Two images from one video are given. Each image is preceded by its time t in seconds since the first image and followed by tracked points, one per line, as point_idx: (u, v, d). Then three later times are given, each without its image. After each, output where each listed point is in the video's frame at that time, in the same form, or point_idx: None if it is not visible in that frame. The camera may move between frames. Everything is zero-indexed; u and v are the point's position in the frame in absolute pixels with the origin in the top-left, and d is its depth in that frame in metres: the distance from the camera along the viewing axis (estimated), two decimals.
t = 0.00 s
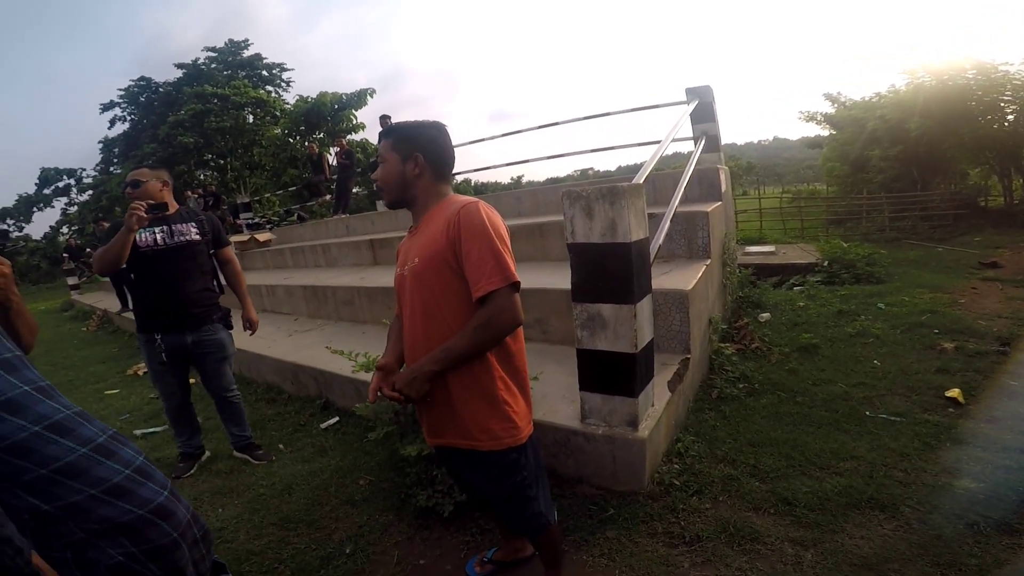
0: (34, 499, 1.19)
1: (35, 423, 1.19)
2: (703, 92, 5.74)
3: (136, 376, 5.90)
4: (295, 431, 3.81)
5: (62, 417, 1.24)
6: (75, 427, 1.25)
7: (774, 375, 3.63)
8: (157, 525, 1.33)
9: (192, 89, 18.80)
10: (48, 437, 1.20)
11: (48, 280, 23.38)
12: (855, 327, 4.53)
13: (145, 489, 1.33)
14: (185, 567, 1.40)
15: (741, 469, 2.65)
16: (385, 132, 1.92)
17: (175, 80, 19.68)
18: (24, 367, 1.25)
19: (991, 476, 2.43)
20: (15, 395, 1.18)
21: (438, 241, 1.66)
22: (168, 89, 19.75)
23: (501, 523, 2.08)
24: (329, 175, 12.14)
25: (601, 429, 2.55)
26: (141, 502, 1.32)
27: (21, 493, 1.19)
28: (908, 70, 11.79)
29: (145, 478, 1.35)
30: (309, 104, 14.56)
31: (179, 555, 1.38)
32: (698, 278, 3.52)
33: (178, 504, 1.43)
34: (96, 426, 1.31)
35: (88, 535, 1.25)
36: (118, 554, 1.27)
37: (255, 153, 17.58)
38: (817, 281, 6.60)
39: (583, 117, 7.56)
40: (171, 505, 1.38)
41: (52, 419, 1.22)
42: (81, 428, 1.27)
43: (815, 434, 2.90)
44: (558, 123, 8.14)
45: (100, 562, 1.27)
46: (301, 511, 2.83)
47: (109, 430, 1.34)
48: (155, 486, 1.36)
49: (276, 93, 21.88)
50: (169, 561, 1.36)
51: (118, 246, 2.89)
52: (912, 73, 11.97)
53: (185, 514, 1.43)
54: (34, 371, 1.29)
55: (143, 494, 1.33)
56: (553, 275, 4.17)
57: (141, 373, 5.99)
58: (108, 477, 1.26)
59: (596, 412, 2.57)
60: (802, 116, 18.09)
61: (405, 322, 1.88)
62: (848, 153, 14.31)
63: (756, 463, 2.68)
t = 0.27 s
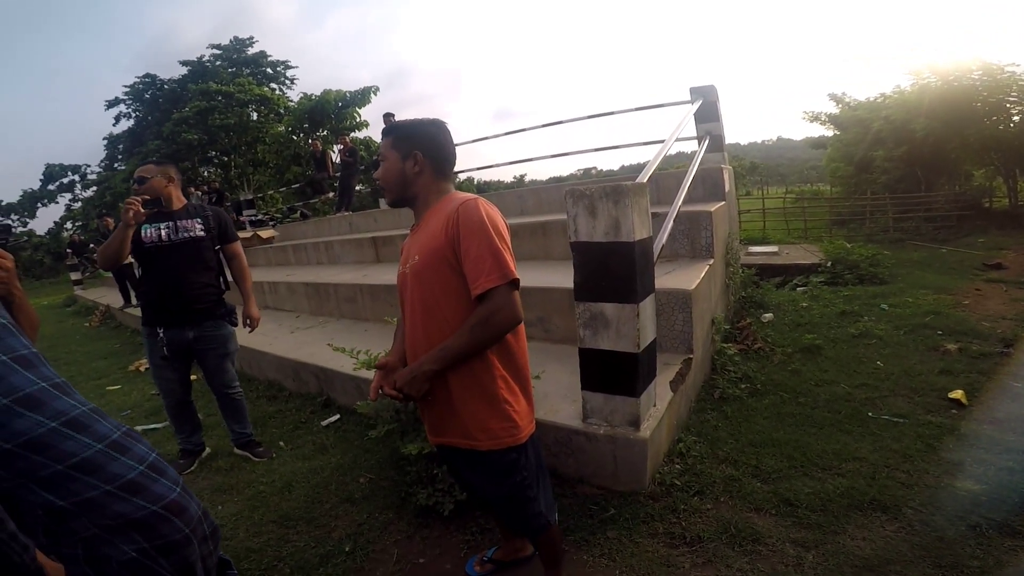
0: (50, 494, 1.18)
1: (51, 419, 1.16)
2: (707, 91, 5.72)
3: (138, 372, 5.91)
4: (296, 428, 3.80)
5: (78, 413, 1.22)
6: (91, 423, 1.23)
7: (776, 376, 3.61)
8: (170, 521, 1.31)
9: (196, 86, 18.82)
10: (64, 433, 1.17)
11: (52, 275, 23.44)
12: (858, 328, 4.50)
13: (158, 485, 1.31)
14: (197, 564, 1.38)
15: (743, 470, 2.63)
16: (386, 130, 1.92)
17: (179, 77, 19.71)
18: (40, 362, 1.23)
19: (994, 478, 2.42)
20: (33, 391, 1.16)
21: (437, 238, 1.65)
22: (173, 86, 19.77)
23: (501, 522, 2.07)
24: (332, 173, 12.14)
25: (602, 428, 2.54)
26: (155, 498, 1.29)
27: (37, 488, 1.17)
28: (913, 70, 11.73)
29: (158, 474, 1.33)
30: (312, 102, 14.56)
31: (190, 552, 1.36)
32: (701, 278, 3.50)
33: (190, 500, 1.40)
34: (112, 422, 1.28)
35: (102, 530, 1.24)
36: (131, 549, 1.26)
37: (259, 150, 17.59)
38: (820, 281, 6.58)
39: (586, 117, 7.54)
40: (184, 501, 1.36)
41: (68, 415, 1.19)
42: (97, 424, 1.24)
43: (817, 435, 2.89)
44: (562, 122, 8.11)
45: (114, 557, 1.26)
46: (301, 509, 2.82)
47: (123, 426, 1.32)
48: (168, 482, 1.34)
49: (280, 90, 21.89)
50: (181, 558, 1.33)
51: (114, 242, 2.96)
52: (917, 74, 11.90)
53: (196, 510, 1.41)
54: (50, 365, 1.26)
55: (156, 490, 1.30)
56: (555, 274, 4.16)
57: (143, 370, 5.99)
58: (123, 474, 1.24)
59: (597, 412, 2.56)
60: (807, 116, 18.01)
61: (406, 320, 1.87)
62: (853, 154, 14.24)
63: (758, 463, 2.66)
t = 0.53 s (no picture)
0: (48, 486, 1.16)
1: (53, 410, 1.14)
2: (712, 92, 5.70)
3: (140, 367, 5.91)
4: (295, 425, 3.80)
5: (79, 406, 1.19)
6: (92, 414, 1.20)
7: (778, 379, 3.60)
8: (166, 515, 1.27)
9: (201, 82, 18.85)
10: (64, 424, 1.15)
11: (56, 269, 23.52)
12: (860, 331, 4.48)
13: (157, 478, 1.27)
14: (194, 561, 1.34)
15: (744, 472, 2.62)
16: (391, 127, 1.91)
17: (185, 73, 19.74)
18: (44, 353, 1.21)
19: (996, 482, 2.40)
20: (35, 381, 1.14)
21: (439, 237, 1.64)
22: (178, 82, 19.81)
23: (499, 522, 2.07)
24: (336, 170, 12.15)
25: (602, 429, 2.53)
26: (153, 492, 1.26)
27: (35, 479, 1.15)
28: (920, 73, 11.68)
29: (158, 468, 1.30)
30: (317, 99, 14.57)
31: (188, 549, 1.32)
32: (703, 279, 3.49)
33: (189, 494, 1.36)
34: (114, 415, 1.26)
35: (99, 523, 1.21)
36: (127, 543, 1.23)
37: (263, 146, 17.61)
38: (823, 284, 6.55)
39: (591, 117, 7.53)
40: (182, 496, 1.32)
41: (70, 406, 1.17)
42: (98, 417, 1.22)
43: (818, 438, 2.87)
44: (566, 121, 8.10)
45: (109, 551, 1.23)
46: (299, 506, 2.82)
47: (124, 419, 1.29)
48: (168, 476, 1.30)
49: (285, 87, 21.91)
50: (178, 553, 1.29)
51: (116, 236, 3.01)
52: (923, 77, 11.85)
53: (195, 505, 1.37)
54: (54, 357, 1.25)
55: (154, 484, 1.27)
56: (557, 274, 4.15)
57: (144, 365, 6.00)
58: (121, 467, 1.21)
59: (597, 412, 2.55)
60: (812, 119, 17.95)
61: (407, 318, 1.86)
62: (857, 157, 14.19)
63: (758, 466, 2.65)
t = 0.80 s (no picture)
0: (34, 485, 1.16)
1: (40, 408, 1.13)
2: (714, 94, 5.69)
3: (140, 366, 5.92)
4: (295, 424, 3.80)
5: (67, 403, 1.19)
6: (79, 413, 1.20)
7: (778, 380, 3.59)
8: (153, 515, 1.26)
9: (203, 81, 18.86)
10: (52, 423, 1.15)
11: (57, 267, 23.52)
12: (861, 333, 4.48)
13: (144, 478, 1.27)
14: (182, 561, 1.33)
15: (744, 473, 2.61)
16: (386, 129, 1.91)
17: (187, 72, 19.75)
18: (34, 350, 1.21)
19: (997, 483, 2.39)
20: (23, 379, 1.13)
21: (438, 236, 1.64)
22: (180, 80, 19.82)
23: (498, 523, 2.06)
24: (337, 169, 12.15)
25: (602, 430, 2.53)
26: (140, 491, 1.25)
27: (20, 478, 1.15)
28: (922, 75, 11.67)
29: (146, 467, 1.29)
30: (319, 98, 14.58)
31: (175, 548, 1.31)
32: (704, 280, 3.49)
33: (177, 493, 1.35)
34: (103, 413, 1.26)
35: (84, 523, 1.20)
36: (112, 543, 1.22)
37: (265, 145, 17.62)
38: (824, 286, 6.55)
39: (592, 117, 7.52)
40: (170, 496, 1.31)
41: (58, 405, 1.17)
42: (86, 415, 1.21)
43: (818, 439, 2.87)
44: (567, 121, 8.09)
45: (95, 551, 1.22)
46: (298, 506, 2.81)
47: (113, 417, 1.29)
48: (155, 476, 1.30)
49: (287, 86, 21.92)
50: (165, 554, 1.29)
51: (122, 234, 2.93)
52: (925, 79, 11.84)
53: (183, 504, 1.36)
54: (44, 354, 1.24)
55: (141, 483, 1.27)
56: (557, 274, 4.14)
57: (144, 363, 6.00)
58: (108, 466, 1.21)
59: (598, 413, 2.54)
60: (813, 120, 17.94)
61: (408, 318, 1.86)
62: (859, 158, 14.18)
63: (758, 467, 2.64)
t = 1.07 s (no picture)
0: (15, 488, 1.16)
1: (18, 412, 1.14)
2: (713, 94, 5.69)
3: (140, 369, 5.91)
4: (295, 427, 3.79)
5: (47, 407, 1.18)
6: (60, 417, 1.19)
7: (780, 381, 3.58)
8: (135, 519, 1.25)
9: (203, 84, 18.89)
10: (30, 427, 1.15)
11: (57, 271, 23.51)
12: (862, 333, 4.47)
13: (127, 482, 1.25)
14: (169, 565, 1.32)
15: (746, 475, 2.60)
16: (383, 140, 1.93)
17: (187, 75, 19.78)
18: (19, 354, 1.21)
19: (1000, 483, 2.38)
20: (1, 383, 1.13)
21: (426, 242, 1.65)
22: (181, 83, 19.85)
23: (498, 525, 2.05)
24: (337, 171, 12.16)
25: (603, 432, 2.52)
26: (122, 495, 1.24)
27: (2, 481, 1.15)
28: (921, 74, 11.67)
29: (131, 470, 1.28)
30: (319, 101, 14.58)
31: (161, 553, 1.29)
32: (705, 281, 3.48)
33: (163, 496, 1.34)
34: (86, 416, 1.25)
35: (67, 526, 1.20)
36: (96, 546, 1.22)
37: (265, 148, 17.63)
38: (825, 286, 6.54)
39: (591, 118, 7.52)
40: (154, 500, 1.30)
41: (37, 409, 1.16)
42: (67, 418, 1.21)
43: (821, 440, 2.86)
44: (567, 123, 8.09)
45: (79, 554, 1.22)
46: (299, 509, 2.81)
47: (99, 420, 1.28)
48: (140, 480, 1.28)
49: (287, 89, 21.94)
50: (149, 558, 1.27)
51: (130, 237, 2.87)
52: (924, 78, 11.84)
53: (170, 508, 1.34)
54: (31, 359, 1.24)
55: (124, 487, 1.25)
56: (558, 275, 4.14)
57: (145, 366, 6.01)
58: (88, 470, 1.20)
59: (598, 415, 2.54)
60: (813, 120, 17.94)
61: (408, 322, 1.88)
62: (859, 157, 14.17)
63: (760, 468, 2.63)
